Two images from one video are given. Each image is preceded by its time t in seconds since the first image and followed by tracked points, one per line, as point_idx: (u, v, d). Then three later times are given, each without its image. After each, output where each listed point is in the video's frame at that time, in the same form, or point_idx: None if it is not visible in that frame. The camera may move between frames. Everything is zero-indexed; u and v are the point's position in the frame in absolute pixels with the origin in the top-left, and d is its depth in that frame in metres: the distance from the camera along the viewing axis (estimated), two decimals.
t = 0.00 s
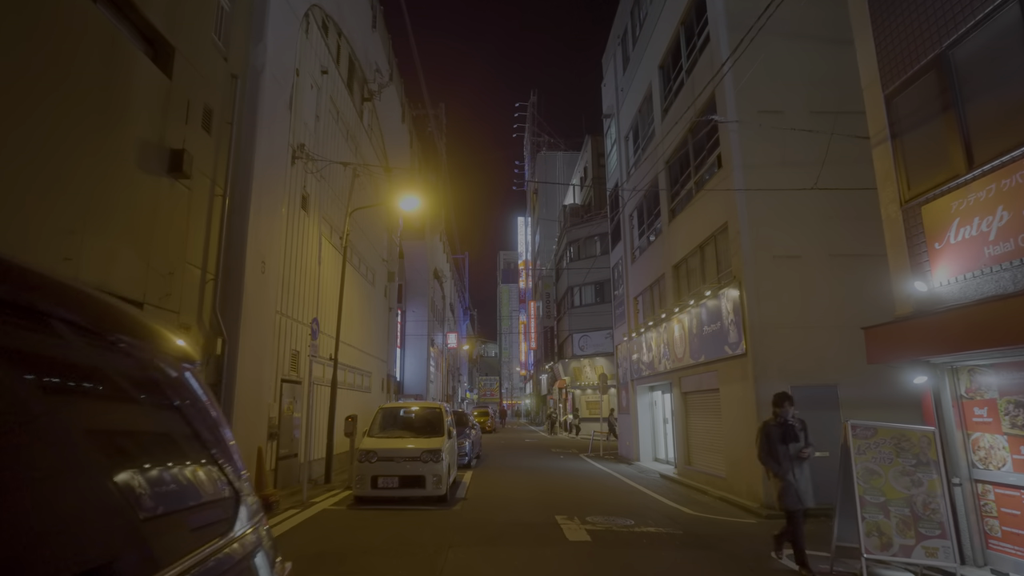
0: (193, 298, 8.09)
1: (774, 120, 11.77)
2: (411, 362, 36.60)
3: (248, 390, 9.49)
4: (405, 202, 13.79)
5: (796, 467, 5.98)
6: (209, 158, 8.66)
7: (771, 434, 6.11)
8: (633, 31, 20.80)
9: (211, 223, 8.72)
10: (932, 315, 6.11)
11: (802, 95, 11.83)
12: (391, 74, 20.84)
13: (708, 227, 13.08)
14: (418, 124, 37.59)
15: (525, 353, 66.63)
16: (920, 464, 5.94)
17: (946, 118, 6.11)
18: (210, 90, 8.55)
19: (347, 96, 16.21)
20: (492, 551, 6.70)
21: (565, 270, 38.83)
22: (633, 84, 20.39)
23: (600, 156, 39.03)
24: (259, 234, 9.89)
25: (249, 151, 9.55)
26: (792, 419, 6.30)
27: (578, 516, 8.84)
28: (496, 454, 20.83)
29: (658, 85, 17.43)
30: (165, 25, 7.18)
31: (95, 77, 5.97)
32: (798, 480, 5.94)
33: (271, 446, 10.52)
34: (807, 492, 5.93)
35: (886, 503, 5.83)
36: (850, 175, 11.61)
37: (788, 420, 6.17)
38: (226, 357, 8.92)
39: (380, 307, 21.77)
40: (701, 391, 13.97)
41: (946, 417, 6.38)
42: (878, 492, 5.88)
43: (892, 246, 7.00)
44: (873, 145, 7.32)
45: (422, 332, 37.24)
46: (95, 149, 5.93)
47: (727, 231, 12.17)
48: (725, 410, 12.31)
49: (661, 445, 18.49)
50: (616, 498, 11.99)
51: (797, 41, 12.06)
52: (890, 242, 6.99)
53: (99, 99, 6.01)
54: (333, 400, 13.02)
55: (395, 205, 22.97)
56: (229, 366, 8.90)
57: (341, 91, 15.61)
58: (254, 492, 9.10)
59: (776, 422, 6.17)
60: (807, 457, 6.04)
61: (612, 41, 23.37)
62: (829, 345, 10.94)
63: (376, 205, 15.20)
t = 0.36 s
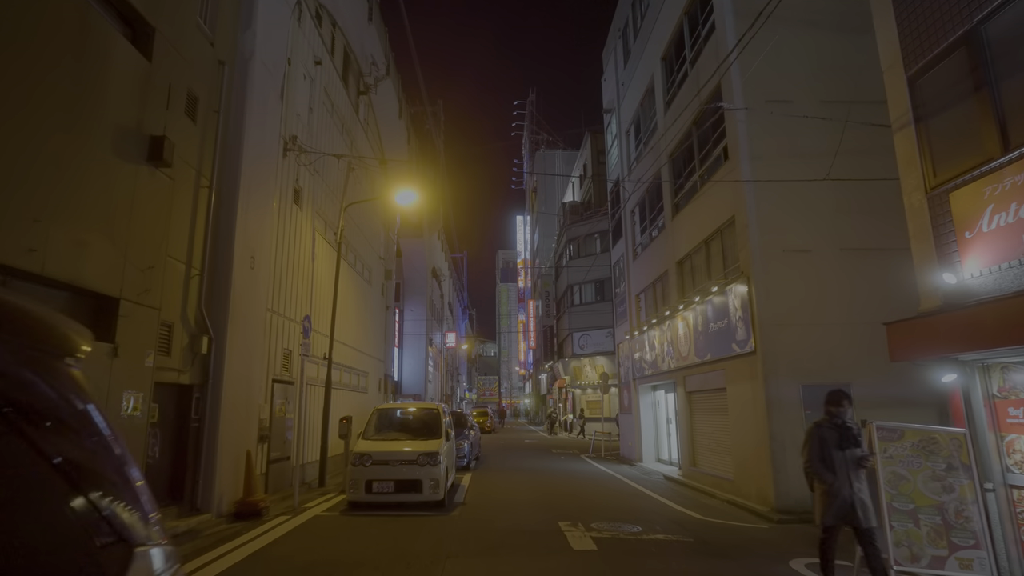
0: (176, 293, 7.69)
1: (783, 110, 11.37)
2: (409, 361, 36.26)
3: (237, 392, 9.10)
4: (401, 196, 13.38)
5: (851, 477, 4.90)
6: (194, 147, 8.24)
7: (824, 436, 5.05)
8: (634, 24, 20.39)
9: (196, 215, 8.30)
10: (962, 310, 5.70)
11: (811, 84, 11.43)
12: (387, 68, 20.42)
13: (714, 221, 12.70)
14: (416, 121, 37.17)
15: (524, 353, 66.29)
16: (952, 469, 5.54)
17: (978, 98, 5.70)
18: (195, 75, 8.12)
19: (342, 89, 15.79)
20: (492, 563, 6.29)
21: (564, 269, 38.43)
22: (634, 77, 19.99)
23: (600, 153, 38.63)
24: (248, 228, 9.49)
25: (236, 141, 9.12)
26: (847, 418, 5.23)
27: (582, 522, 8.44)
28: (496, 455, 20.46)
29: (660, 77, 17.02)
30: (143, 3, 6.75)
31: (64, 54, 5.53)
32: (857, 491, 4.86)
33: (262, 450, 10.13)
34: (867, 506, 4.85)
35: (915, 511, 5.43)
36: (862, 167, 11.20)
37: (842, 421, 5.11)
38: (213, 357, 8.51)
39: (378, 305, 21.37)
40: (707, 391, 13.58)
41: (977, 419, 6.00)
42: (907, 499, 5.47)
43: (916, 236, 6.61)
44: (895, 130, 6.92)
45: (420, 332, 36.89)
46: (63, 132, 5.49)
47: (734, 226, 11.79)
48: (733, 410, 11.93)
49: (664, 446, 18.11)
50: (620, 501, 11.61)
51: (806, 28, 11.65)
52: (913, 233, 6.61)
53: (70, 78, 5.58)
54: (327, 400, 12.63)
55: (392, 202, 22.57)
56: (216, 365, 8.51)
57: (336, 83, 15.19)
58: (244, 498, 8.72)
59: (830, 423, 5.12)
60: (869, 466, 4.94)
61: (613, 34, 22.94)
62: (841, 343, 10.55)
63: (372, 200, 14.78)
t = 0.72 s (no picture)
0: (160, 289, 7.28)
1: (795, 99, 10.94)
2: (409, 361, 35.93)
3: (227, 392, 8.69)
4: (399, 190, 12.95)
5: (942, 492, 3.91)
6: (180, 135, 7.83)
7: (903, 442, 4.01)
8: (637, 15, 19.96)
9: (183, 207, 7.89)
10: (1002, 303, 5.29)
11: (825, 72, 11.00)
12: (386, 61, 20.01)
13: (722, 215, 12.30)
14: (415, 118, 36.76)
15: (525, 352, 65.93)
16: (994, 475, 5.10)
17: (1020, 74, 5.29)
18: (181, 59, 7.70)
19: (338, 81, 15.36)
20: None
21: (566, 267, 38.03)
22: (638, 70, 19.56)
23: (602, 150, 38.20)
24: (239, 221, 9.09)
25: (226, 130, 8.71)
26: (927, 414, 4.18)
27: (590, 530, 8.02)
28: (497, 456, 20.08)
29: (665, 69, 16.60)
30: None
31: (33, 28, 5.11)
32: (947, 509, 3.89)
33: (254, 453, 9.71)
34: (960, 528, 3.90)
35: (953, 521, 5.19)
36: (878, 158, 10.79)
37: (923, 422, 4.07)
38: (201, 356, 8.09)
39: (376, 303, 20.97)
40: (715, 390, 13.19)
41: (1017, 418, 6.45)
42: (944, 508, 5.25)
43: (947, 226, 6.21)
44: (924, 112, 6.51)
45: (420, 331, 36.54)
46: (31, 112, 5.07)
47: (744, 219, 11.39)
48: (743, 411, 11.52)
49: (670, 446, 17.73)
50: (628, 505, 11.20)
51: (820, 14, 11.22)
52: (944, 223, 6.21)
53: (38, 54, 5.15)
54: (323, 401, 12.22)
55: (390, 198, 22.17)
56: (204, 365, 8.10)
57: (332, 75, 14.77)
58: (234, 503, 8.30)
59: (909, 425, 4.08)
60: (963, 476, 3.92)
61: (615, 27, 22.50)
62: (857, 341, 10.13)
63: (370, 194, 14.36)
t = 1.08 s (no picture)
0: (143, 284, 6.90)
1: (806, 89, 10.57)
2: (408, 362, 35.63)
3: (217, 393, 8.32)
4: (397, 184, 12.58)
5: None
6: (166, 122, 7.46)
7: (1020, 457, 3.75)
8: (640, 9, 19.59)
9: (168, 197, 7.52)
10: None
11: (836, 61, 10.63)
12: (384, 56, 19.66)
13: (730, 210, 11.95)
14: (414, 116, 36.40)
15: (525, 354, 65.57)
16: None
17: None
18: (165, 42, 7.33)
19: (335, 74, 14.99)
20: None
21: (567, 267, 37.67)
22: (641, 65, 19.21)
23: (603, 149, 37.84)
24: (228, 213, 8.72)
25: (215, 119, 8.35)
26: None
27: (597, 537, 7.62)
28: (498, 458, 19.71)
29: (669, 62, 16.23)
30: None
31: None
32: None
33: (246, 456, 9.33)
34: None
35: (995, 530, 4.78)
36: (893, 149, 10.40)
37: None
38: (188, 354, 7.73)
39: (375, 303, 20.62)
40: (723, 391, 12.83)
41: None
42: (983, 516, 4.85)
43: (979, 214, 5.91)
44: (951, 94, 6.17)
45: (419, 331, 36.21)
46: None
47: (753, 214, 11.02)
48: (753, 412, 11.14)
49: (674, 448, 17.37)
50: (634, 510, 10.81)
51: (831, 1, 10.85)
52: (974, 212, 5.94)
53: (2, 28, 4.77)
54: (319, 402, 11.85)
55: (389, 196, 21.84)
56: (191, 364, 7.72)
57: (328, 67, 14.40)
58: (222, 509, 7.91)
59: None
60: None
61: (617, 22, 22.14)
62: (872, 339, 9.76)
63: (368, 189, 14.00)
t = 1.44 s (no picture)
0: (124, 274, 6.51)
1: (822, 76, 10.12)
2: (410, 360, 35.23)
3: (206, 390, 7.93)
4: (397, 175, 12.17)
5: None
6: (151, 104, 7.08)
7: None
8: None
9: (153, 184, 7.15)
10: None
11: (854, 47, 10.18)
12: (386, 47, 19.25)
13: (743, 203, 11.51)
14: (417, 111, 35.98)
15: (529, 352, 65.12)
16: None
17: None
18: (149, 19, 6.95)
19: (334, 63, 14.59)
20: None
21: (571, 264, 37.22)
22: (648, 56, 18.76)
23: (608, 145, 37.35)
24: (218, 203, 8.33)
25: (205, 103, 7.96)
26: None
27: (604, 545, 7.21)
28: (501, 458, 19.31)
29: (677, 52, 15.78)
30: None
31: None
32: None
33: (237, 456, 8.94)
34: None
35: None
36: (914, 138, 9.94)
37: None
38: (175, 350, 7.35)
39: (376, 299, 20.21)
40: (734, 390, 12.39)
41: None
42: None
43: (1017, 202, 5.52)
44: (988, 73, 5.80)
45: (421, 328, 35.83)
46: None
47: (767, 206, 10.57)
48: (766, 412, 10.69)
49: (682, 449, 16.94)
50: (641, 514, 10.38)
51: None
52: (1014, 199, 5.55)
53: None
54: (315, 400, 11.46)
55: (390, 191, 21.44)
56: (177, 359, 7.34)
57: (327, 55, 13.99)
58: (211, 513, 7.53)
59: None
60: None
61: (624, 13, 21.67)
62: (892, 337, 9.32)
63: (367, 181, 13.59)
